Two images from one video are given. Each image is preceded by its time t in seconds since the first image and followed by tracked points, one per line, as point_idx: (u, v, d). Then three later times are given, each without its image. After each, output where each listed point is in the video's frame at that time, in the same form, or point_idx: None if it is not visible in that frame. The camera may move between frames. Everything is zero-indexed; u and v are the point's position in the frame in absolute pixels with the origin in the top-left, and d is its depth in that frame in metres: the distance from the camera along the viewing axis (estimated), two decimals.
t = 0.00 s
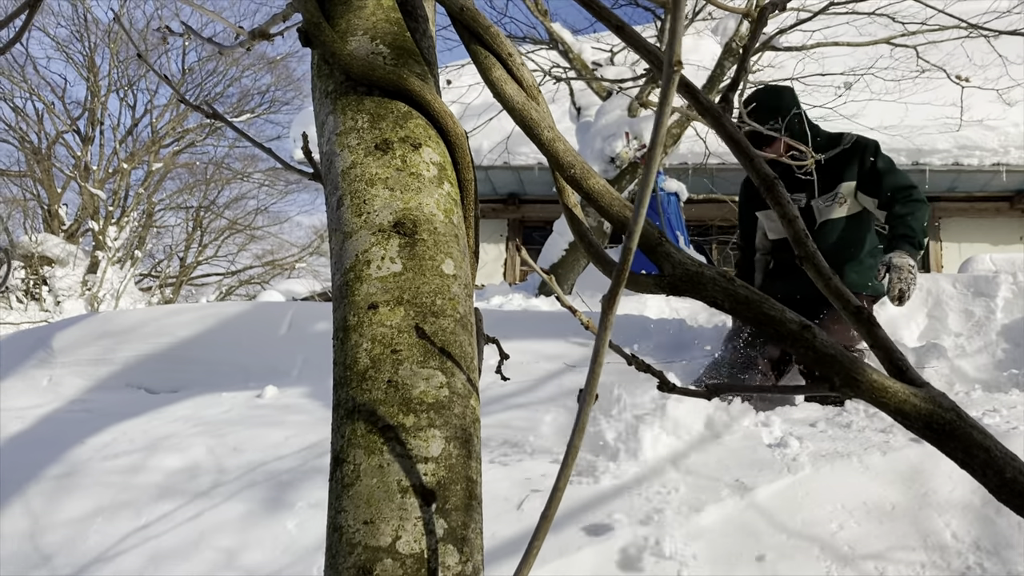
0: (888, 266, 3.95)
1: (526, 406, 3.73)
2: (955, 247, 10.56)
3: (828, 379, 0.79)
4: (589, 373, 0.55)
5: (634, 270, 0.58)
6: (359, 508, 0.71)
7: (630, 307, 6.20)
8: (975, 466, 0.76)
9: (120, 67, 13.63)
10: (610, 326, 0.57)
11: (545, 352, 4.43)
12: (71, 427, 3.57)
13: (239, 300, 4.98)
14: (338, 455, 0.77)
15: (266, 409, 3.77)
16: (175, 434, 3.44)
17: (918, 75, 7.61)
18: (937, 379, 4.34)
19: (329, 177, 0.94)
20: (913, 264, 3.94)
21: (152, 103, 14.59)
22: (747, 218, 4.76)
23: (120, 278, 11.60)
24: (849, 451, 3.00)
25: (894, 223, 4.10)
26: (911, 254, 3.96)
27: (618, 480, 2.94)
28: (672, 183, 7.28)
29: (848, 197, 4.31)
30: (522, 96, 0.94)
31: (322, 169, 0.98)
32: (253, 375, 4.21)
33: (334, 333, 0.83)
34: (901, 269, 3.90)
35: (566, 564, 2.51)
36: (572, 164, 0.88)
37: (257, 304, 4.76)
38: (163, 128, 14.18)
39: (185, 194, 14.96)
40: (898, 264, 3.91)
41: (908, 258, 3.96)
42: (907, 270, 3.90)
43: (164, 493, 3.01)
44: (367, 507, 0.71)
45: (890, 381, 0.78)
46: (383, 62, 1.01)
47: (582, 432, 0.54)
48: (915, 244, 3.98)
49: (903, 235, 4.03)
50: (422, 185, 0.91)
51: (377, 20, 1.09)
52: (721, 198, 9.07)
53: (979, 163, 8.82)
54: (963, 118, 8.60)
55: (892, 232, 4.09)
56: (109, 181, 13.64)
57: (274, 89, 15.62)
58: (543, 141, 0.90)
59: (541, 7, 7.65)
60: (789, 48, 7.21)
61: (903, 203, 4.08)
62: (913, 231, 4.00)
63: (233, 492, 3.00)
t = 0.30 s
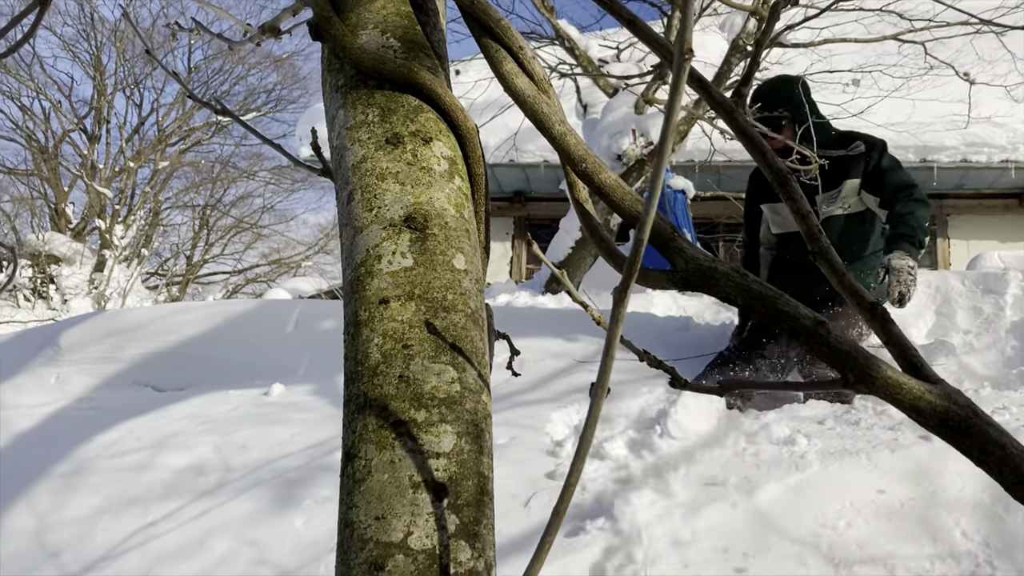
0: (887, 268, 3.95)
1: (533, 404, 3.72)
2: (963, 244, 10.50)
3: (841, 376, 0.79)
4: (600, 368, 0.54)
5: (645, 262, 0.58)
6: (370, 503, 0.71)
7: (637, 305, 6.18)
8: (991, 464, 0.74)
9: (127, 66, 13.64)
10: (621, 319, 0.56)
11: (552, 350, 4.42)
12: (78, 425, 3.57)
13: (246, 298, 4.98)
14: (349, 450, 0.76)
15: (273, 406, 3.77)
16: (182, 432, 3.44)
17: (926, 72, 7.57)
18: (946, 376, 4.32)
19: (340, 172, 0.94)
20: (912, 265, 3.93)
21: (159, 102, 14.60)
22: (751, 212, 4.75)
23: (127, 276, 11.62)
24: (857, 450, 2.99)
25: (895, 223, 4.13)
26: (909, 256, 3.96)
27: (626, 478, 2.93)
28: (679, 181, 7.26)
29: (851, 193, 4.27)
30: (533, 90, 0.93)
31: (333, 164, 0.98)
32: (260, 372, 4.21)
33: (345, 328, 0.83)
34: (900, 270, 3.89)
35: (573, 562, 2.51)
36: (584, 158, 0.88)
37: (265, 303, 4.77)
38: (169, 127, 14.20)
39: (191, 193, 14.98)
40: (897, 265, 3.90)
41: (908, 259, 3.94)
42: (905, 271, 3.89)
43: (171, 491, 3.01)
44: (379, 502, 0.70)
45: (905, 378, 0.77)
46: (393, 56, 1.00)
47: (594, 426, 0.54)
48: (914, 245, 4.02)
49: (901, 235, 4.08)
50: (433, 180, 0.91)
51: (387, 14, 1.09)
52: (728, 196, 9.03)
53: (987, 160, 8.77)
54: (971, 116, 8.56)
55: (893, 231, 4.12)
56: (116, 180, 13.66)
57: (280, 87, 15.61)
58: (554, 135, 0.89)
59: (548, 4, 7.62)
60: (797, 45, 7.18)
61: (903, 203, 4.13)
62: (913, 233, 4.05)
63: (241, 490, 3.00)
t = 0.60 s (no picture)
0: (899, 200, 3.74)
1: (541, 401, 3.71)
2: (972, 241, 10.42)
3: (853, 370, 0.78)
4: (614, 360, 0.54)
5: (657, 256, 0.57)
6: (379, 499, 0.71)
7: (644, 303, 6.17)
8: (1007, 461, 0.73)
9: (134, 65, 13.69)
10: (633, 314, 0.56)
11: (560, 347, 4.41)
12: (87, 422, 3.58)
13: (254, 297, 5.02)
14: (358, 447, 0.76)
15: (281, 404, 3.78)
16: (190, 430, 3.45)
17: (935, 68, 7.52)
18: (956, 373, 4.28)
19: (348, 168, 0.93)
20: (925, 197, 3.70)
21: (166, 101, 14.65)
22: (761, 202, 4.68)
23: (135, 275, 11.67)
24: (866, 447, 2.98)
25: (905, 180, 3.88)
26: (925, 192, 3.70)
27: (634, 476, 2.93)
28: (687, 177, 7.24)
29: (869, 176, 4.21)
30: (543, 84, 0.93)
31: (341, 159, 0.97)
32: (269, 370, 4.21)
33: (354, 323, 0.83)
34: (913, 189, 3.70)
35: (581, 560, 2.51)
36: (594, 152, 0.88)
37: (272, 301, 4.81)
38: (177, 125, 14.26)
39: (199, 191, 15.03)
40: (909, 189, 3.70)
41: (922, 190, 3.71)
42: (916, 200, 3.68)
43: (180, 489, 3.02)
44: (388, 498, 0.70)
45: (918, 373, 0.77)
46: (401, 51, 1.00)
47: (606, 420, 0.53)
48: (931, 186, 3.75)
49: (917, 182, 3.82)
50: (442, 175, 0.90)
51: (396, 10, 1.08)
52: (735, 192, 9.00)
53: (997, 156, 8.69)
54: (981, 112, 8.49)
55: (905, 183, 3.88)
56: (124, 179, 13.72)
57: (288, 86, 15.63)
58: (564, 129, 0.89)
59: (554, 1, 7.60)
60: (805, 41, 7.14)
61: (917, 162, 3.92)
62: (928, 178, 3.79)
63: (249, 488, 3.00)
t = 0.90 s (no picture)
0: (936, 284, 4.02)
1: (550, 398, 3.72)
2: (983, 238, 10.35)
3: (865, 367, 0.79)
4: (623, 358, 0.54)
5: (666, 254, 0.57)
6: (389, 497, 0.71)
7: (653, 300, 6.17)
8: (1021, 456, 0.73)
9: (144, 64, 13.74)
10: (642, 311, 0.56)
11: (569, 345, 4.42)
12: (100, 419, 3.61)
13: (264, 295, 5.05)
14: (368, 445, 0.77)
15: (291, 401, 3.80)
16: (201, 427, 3.47)
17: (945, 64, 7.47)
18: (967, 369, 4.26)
19: (357, 167, 0.94)
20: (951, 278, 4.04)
21: (176, 100, 14.70)
22: (751, 216, 4.69)
23: (145, 273, 11.72)
24: (877, 444, 2.97)
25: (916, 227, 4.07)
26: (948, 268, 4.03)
27: (643, 473, 2.93)
28: (696, 175, 7.24)
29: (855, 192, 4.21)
30: (552, 81, 0.93)
31: (350, 159, 0.98)
32: (279, 368, 4.22)
33: (364, 321, 0.83)
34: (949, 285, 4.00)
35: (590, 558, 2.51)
36: (604, 150, 0.88)
37: (282, 299, 4.83)
38: (187, 124, 14.31)
39: (209, 190, 15.07)
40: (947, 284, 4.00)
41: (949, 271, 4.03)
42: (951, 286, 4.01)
43: (191, 485, 3.04)
44: (399, 496, 0.71)
45: (930, 368, 0.77)
46: (410, 50, 1.00)
47: (615, 417, 0.54)
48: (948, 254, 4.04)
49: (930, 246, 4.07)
50: (451, 174, 0.91)
51: (404, 9, 1.09)
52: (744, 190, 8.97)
53: (1009, 152, 8.62)
54: (993, 108, 8.43)
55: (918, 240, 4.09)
56: (135, 178, 13.78)
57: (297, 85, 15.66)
58: (573, 128, 0.89)
59: None
60: (814, 38, 7.12)
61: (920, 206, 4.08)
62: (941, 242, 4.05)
63: (260, 484, 3.02)
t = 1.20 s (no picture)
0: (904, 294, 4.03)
1: (561, 396, 3.72)
2: (998, 234, 10.25)
3: (879, 364, 0.78)
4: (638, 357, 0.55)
5: (679, 254, 0.57)
6: (403, 495, 0.72)
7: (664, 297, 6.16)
8: None
9: (156, 63, 13.79)
10: (654, 310, 0.56)
11: (581, 343, 4.42)
12: (114, 417, 3.65)
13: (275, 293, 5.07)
14: (381, 443, 0.77)
15: (304, 399, 3.82)
16: (214, 424, 3.50)
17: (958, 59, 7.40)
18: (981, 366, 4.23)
19: (369, 168, 0.94)
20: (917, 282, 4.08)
21: (188, 98, 14.74)
22: (735, 205, 4.66)
23: (158, 271, 11.78)
24: (889, 442, 2.96)
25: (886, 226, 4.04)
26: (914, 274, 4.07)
27: (654, 471, 2.93)
28: (707, 172, 7.21)
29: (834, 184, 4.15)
30: (564, 81, 0.93)
31: (362, 159, 0.98)
32: (291, 366, 4.23)
33: (376, 321, 0.84)
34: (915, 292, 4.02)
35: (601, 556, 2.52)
36: (616, 149, 0.88)
37: (294, 297, 4.86)
38: (198, 123, 14.35)
39: (220, 188, 15.11)
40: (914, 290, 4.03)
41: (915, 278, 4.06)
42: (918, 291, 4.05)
43: (205, 482, 3.06)
44: (412, 494, 0.71)
45: (944, 366, 0.77)
46: (422, 50, 1.01)
47: (628, 416, 0.54)
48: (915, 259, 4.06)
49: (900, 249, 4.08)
50: (463, 173, 0.91)
51: (416, 9, 1.09)
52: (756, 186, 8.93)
53: None
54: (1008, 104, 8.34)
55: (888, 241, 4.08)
56: (147, 176, 13.84)
57: (308, 83, 15.67)
58: (585, 127, 0.89)
59: None
60: (826, 34, 7.06)
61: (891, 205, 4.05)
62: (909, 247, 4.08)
63: (272, 481, 3.04)
